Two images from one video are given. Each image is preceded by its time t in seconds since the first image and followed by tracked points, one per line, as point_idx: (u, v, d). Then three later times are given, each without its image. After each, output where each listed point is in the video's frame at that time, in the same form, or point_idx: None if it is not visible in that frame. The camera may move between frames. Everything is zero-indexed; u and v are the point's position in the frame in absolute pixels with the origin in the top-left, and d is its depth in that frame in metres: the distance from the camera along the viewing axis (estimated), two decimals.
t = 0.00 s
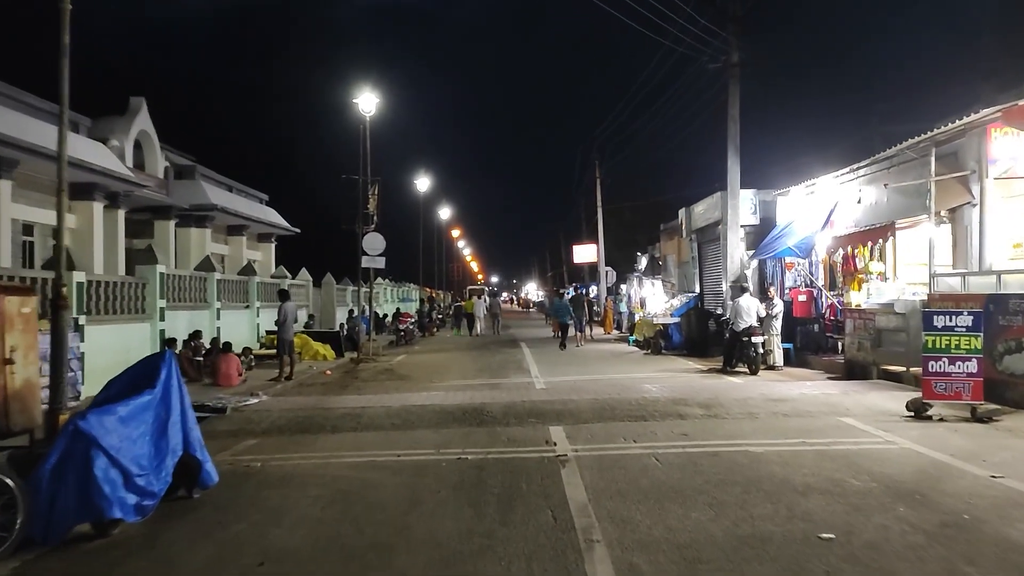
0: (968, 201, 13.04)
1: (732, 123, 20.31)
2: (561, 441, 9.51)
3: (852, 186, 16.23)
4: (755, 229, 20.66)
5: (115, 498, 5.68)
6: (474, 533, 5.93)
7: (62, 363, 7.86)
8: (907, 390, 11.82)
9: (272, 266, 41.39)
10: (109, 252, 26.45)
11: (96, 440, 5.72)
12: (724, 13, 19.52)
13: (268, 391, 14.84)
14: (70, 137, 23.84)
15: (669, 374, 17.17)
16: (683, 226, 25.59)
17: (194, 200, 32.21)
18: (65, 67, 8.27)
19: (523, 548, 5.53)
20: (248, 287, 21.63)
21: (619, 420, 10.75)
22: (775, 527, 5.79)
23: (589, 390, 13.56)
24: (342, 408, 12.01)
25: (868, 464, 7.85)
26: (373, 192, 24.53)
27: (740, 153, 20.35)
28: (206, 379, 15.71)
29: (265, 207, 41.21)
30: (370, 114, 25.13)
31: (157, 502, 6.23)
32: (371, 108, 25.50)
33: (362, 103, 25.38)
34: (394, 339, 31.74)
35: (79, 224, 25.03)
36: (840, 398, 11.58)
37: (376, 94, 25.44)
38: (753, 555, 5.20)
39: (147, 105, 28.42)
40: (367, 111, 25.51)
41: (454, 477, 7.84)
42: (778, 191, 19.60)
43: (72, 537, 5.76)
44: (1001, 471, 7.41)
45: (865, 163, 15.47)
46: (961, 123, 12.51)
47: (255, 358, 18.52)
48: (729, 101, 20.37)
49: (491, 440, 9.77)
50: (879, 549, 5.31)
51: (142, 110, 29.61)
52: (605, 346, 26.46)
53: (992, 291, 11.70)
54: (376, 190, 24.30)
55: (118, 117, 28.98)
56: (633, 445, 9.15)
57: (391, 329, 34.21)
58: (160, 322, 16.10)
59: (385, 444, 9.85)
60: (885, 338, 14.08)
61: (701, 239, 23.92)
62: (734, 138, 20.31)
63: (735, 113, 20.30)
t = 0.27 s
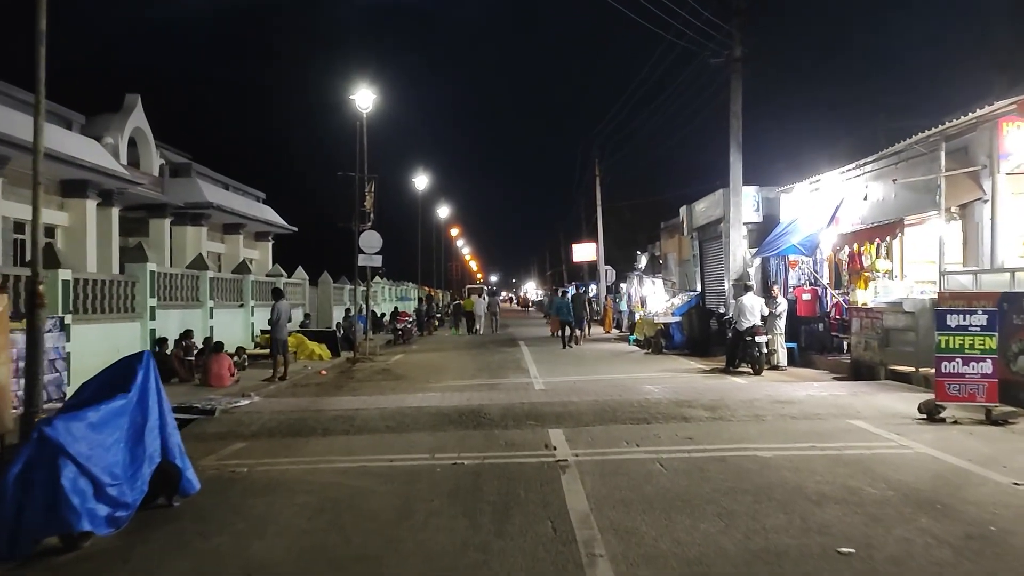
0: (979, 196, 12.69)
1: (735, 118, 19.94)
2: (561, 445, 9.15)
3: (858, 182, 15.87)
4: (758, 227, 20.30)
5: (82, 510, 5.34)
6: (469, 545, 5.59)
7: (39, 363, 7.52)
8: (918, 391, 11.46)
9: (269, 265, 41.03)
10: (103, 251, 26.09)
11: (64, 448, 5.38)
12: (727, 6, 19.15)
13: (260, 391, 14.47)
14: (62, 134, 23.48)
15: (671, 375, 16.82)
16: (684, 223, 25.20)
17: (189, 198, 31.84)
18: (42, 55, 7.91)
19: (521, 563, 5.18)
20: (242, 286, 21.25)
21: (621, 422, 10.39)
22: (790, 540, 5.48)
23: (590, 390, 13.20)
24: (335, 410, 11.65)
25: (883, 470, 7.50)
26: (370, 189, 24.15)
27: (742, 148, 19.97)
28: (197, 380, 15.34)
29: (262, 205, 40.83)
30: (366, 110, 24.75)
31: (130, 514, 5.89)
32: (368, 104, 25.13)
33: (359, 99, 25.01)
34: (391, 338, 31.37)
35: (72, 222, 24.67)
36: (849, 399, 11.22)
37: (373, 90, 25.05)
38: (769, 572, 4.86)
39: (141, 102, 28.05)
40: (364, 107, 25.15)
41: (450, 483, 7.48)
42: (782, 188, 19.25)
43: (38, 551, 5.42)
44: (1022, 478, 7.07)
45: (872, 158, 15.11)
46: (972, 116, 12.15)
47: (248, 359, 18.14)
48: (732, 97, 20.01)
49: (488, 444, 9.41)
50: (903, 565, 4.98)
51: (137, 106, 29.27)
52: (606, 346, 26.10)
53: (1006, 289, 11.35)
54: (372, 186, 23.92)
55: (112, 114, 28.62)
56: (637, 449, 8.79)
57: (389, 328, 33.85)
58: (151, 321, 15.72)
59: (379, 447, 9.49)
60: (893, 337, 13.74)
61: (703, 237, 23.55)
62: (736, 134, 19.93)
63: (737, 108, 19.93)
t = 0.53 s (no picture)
0: (993, 193, 12.32)
1: (738, 115, 19.56)
2: (561, 453, 8.75)
3: (864, 180, 15.49)
4: (761, 225, 19.93)
5: (43, 529, 4.95)
6: (463, 565, 5.20)
7: (11, 367, 7.13)
8: (930, 395, 11.07)
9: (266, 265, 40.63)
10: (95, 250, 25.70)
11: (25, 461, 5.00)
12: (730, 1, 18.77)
13: (251, 394, 14.06)
14: (53, 132, 23.11)
15: (673, 377, 16.43)
16: (685, 223, 24.82)
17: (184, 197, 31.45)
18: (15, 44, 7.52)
19: None
20: (236, 286, 20.85)
21: (623, 428, 9.99)
22: (808, 559, 5.11)
23: (591, 394, 12.80)
24: (327, 414, 11.25)
25: (901, 480, 7.12)
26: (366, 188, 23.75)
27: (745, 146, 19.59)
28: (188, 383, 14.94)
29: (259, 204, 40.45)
30: (363, 107, 24.37)
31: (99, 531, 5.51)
32: (365, 102, 24.75)
33: (356, 97, 24.64)
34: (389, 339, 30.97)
35: (63, 221, 24.29)
36: (859, 403, 10.83)
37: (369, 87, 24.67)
38: None
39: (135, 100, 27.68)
40: (360, 105, 24.77)
41: (446, 495, 7.10)
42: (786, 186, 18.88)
43: None
44: None
45: (880, 155, 14.74)
46: (986, 111, 11.78)
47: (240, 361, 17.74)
48: (735, 93, 19.64)
49: (485, 451, 9.01)
50: None
51: (131, 104, 28.90)
52: (607, 347, 25.71)
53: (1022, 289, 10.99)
54: (369, 185, 23.52)
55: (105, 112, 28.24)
56: (640, 457, 8.40)
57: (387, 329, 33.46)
58: (140, 323, 15.31)
59: (371, 455, 9.09)
60: (902, 339, 13.38)
61: (705, 237, 23.17)
62: (738, 131, 19.55)
63: (740, 105, 19.56)
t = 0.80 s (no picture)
0: (1011, 188, 11.90)
1: (744, 110, 19.14)
2: (565, 457, 8.35)
3: (875, 175, 15.07)
4: (768, 223, 19.49)
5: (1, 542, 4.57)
6: None
7: None
8: (949, 398, 10.63)
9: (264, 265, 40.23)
10: (89, 249, 25.32)
11: None
12: None
13: (243, 396, 13.63)
14: (45, 128, 22.76)
15: (678, 378, 16.02)
16: (689, 221, 24.39)
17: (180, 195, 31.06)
18: None
19: None
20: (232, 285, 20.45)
21: (629, 431, 9.57)
22: None
23: (594, 396, 12.38)
24: (322, 417, 10.84)
25: (927, 487, 6.71)
26: (364, 185, 23.33)
27: (752, 142, 19.16)
28: (180, 385, 14.54)
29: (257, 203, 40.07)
30: (361, 103, 23.96)
31: (68, 545, 5.08)
32: (363, 98, 24.35)
33: (353, 93, 24.23)
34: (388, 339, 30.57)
35: (56, 219, 23.92)
36: (875, 406, 10.41)
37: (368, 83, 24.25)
38: None
39: (129, 96, 27.31)
40: (358, 101, 24.37)
41: (442, 504, 6.68)
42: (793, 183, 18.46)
43: None
44: None
45: (892, 150, 14.32)
46: (1004, 102, 11.36)
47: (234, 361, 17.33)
48: (741, 88, 19.22)
49: (485, 455, 8.61)
50: None
51: (126, 101, 28.56)
52: (610, 347, 25.31)
53: None
54: (367, 182, 23.10)
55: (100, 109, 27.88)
56: (648, 463, 7.97)
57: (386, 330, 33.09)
58: (131, 322, 14.90)
59: (367, 460, 8.67)
60: (916, 339, 12.99)
61: (709, 235, 22.74)
62: (744, 126, 19.12)
63: (746, 100, 19.14)
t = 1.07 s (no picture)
0: None
1: (749, 107, 18.78)
2: (568, 467, 7.97)
3: (884, 173, 14.72)
4: (773, 222, 19.11)
5: None
6: None
7: None
8: (965, 404, 10.26)
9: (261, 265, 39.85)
10: (83, 249, 24.96)
11: None
12: None
13: (236, 400, 13.26)
14: (37, 126, 22.39)
15: (682, 380, 15.65)
16: (692, 220, 24.01)
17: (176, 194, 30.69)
18: None
19: None
20: (227, 286, 20.07)
21: (634, 438, 9.20)
22: None
23: (597, 400, 12.01)
24: (315, 422, 10.47)
25: (952, 501, 6.35)
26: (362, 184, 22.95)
27: (757, 139, 18.80)
28: (171, 388, 14.16)
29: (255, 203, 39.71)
30: (359, 102, 23.60)
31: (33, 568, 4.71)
32: (361, 95, 23.98)
33: (351, 90, 23.87)
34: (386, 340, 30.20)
35: (49, 218, 23.55)
36: (888, 411, 10.04)
37: (366, 81, 23.89)
38: None
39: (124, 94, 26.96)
40: (356, 98, 23.99)
41: (440, 518, 6.31)
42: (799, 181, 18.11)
43: None
44: None
45: (902, 147, 13.97)
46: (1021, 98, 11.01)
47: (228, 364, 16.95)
48: (745, 84, 18.86)
49: (484, 464, 8.23)
50: None
51: (121, 99, 28.21)
52: (611, 348, 24.97)
53: None
54: (365, 181, 22.72)
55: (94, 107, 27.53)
56: (655, 472, 7.61)
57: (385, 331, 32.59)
58: (121, 324, 14.53)
59: (360, 469, 8.29)
60: (927, 341, 12.65)
61: (713, 235, 22.37)
62: (749, 124, 18.76)
63: (751, 97, 18.78)
